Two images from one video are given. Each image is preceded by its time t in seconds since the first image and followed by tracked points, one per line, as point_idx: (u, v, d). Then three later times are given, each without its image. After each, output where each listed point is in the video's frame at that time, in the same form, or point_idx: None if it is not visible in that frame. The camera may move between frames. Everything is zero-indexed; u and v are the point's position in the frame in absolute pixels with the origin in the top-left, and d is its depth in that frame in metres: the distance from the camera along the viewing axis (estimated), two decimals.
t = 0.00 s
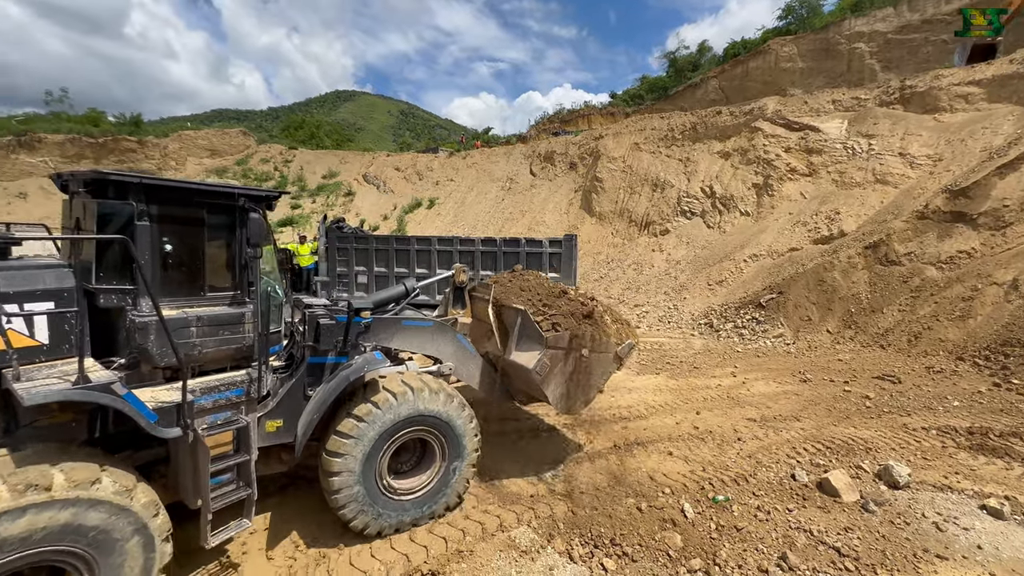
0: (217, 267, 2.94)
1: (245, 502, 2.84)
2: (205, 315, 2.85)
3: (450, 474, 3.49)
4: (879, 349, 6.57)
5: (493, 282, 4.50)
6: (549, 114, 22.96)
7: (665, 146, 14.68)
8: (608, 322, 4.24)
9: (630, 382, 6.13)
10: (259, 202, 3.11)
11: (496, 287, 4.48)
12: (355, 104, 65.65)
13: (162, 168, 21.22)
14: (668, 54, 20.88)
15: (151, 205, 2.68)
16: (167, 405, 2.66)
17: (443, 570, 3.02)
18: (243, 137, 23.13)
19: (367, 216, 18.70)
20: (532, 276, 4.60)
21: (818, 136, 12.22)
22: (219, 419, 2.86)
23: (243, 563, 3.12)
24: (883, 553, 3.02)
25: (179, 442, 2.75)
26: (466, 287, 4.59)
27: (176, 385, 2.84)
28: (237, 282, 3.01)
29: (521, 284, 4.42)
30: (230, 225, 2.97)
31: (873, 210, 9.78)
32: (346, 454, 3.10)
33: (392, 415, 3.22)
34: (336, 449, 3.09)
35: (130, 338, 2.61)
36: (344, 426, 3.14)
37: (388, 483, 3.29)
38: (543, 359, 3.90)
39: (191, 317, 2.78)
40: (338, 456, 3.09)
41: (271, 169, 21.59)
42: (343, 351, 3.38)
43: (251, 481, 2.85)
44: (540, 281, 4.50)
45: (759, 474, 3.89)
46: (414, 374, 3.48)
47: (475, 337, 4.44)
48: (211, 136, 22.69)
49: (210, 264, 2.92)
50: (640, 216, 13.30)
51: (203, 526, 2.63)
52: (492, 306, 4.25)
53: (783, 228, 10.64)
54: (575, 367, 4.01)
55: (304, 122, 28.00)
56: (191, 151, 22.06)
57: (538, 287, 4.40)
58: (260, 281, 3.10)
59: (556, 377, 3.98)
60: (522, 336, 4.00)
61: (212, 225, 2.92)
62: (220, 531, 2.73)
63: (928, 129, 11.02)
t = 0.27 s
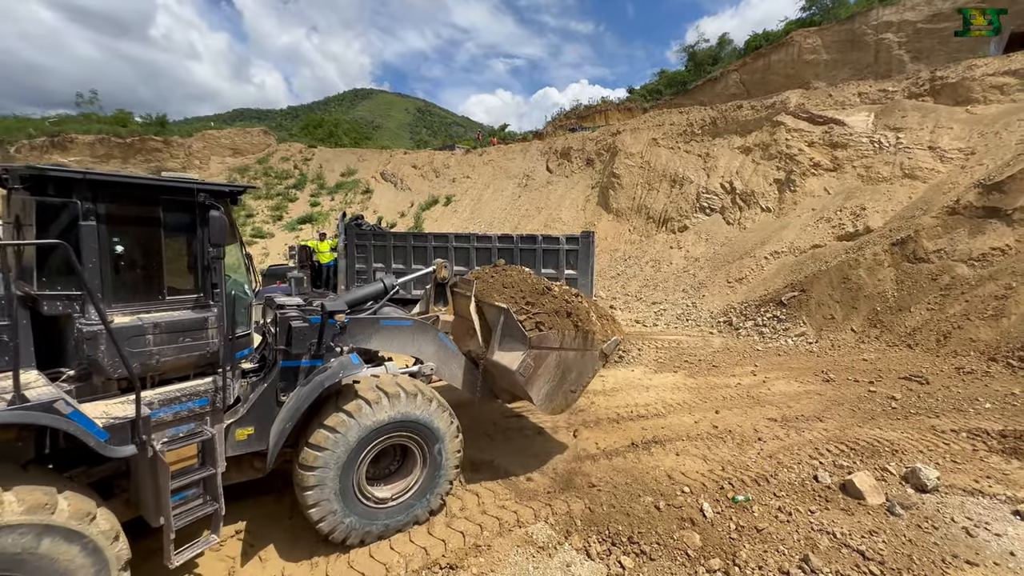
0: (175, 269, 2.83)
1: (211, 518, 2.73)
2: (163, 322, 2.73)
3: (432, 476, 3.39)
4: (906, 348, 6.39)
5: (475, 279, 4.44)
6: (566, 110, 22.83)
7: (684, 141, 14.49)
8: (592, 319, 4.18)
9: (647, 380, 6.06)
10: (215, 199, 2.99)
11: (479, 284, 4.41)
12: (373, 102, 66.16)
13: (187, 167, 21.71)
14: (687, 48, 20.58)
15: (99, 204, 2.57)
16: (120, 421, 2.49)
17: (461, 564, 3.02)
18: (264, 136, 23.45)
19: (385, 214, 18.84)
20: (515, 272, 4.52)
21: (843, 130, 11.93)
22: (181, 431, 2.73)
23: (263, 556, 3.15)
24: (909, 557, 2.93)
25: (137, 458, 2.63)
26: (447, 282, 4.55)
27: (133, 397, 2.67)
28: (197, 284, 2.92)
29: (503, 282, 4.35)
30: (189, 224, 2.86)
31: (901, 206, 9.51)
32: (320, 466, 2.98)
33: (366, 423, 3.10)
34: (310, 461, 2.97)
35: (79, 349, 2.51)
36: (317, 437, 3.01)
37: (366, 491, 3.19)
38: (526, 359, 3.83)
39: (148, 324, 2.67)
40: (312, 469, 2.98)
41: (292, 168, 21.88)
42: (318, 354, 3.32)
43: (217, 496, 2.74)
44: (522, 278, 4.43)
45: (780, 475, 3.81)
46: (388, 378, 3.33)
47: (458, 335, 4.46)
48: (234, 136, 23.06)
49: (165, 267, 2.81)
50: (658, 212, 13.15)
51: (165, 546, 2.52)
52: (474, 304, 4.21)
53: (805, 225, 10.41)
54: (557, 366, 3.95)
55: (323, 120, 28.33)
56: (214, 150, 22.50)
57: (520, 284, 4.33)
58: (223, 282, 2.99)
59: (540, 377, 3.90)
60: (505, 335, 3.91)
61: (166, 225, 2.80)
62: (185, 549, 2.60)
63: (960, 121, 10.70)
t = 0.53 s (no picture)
0: (119, 272, 2.62)
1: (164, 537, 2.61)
2: (105, 330, 2.52)
3: (407, 482, 3.20)
4: (928, 348, 6.24)
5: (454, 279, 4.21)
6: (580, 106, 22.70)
7: (699, 137, 14.31)
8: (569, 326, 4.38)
9: (662, 378, 6.00)
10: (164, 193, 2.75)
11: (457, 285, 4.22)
12: (387, 100, 66.51)
13: (206, 166, 22.05)
14: (703, 41, 20.29)
15: (27, 204, 2.32)
16: (54, 444, 2.33)
17: (474, 559, 3.03)
18: (280, 134, 23.63)
19: (398, 211, 18.96)
20: (492, 273, 4.76)
21: (863, 125, 11.69)
22: (128, 448, 2.57)
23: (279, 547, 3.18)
24: (930, 561, 2.86)
25: (80, 478, 2.45)
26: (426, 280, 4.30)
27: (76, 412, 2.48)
28: (147, 288, 2.70)
29: (481, 284, 4.46)
30: (135, 225, 2.63)
31: (924, 202, 9.30)
32: (280, 487, 2.79)
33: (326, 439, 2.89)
34: (269, 483, 2.78)
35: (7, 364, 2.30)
36: (275, 457, 2.81)
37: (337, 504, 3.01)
38: (505, 364, 3.63)
39: (87, 334, 2.47)
40: (272, 494, 2.79)
41: (307, 166, 22.10)
42: (283, 361, 3.16)
43: (171, 516, 2.61)
44: (499, 281, 4.56)
45: (796, 475, 3.74)
46: (349, 386, 3.09)
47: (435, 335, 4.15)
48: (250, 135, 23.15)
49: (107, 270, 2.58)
50: (672, 209, 13.01)
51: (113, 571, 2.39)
52: (452, 302, 3.95)
53: (824, 221, 10.22)
54: (539, 371, 3.77)
55: (338, 119, 28.55)
56: (232, 149, 22.80)
57: (496, 287, 4.46)
58: (175, 285, 2.76)
59: (519, 383, 3.72)
60: (484, 338, 3.74)
61: (105, 224, 2.55)
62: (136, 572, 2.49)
63: (987, 115, 10.42)
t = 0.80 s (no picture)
0: (53, 278, 2.31)
1: (99, 566, 2.34)
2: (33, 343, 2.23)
3: (370, 496, 2.98)
4: (943, 348, 6.15)
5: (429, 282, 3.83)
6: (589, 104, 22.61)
7: (709, 134, 14.19)
8: (556, 335, 3.92)
9: (671, 377, 5.96)
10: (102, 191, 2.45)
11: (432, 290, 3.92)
12: (396, 99, 66.71)
13: (217, 165, 22.26)
14: (713, 37, 20.09)
15: None
16: None
17: (483, 556, 3.03)
18: (290, 133, 23.73)
19: (407, 209, 19.03)
20: (473, 276, 4.33)
21: (877, 121, 11.53)
22: (56, 473, 2.27)
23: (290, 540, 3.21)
24: (944, 563, 2.82)
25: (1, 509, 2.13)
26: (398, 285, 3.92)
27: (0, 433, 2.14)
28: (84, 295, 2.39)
29: (458, 288, 4.09)
30: (69, 227, 2.33)
31: (939, 199, 9.16)
32: (223, 526, 2.55)
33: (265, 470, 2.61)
34: (211, 524, 2.55)
35: None
36: (213, 495, 2.57)
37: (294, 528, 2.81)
38: (478, 381, 3.32)
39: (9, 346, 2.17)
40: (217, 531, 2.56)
41: (317, 164, 22.22)
42: (236, 372, 2.87)
43: (106, 543, 2.35)
44: (480, 286, 4.16)
45: (807, 476, 3.70)
46: (290, 408, 2.78)
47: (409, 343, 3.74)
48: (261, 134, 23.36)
49: (35, 277, 2.28)
50: (682, 207, 12.92)
51: None
52: (426, 309, 3.62)
53: (836, 219, 10.10)
54: (515, 387, 3.47)
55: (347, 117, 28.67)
56: (242, 148, 22.97)
57: (476, 291, 4.06)
58: (114, 293, 2.48)
59: (494, 400, 3.42)
60: (458, 350, 3.45)
61: (31, 227, 2.26)
62: None
63: (1005, 110, 10.25)
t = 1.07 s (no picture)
0: None
1: None
2: None
3: (328, 517, 2.71)
4: (948, 347, 6.11)
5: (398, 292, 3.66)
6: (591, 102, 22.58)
7: (713, 133, 14.15)
8: (529, 347, 3.69)
9: (674, 376, 5.95)
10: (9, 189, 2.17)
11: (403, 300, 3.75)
12: (398, 98, 66.73)
13: (221, 164, 22.32)
14: (717, 35, 20.01)
15: None
16: None
17: (486, 554, 3.02)
18: (293, 133, 23.54)
19: (410, 208, 19.05)
20: (447, 286, 4.12)
21: (882, 119, 11.46)
22: None
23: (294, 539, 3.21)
24: (948, 563, 2.80)
25: None
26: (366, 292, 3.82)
27: None
28: None
29: (429, 297, 3.88)
30: None
31: (944, 198, 9.10)
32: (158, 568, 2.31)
33: (201, 502, 2.36)
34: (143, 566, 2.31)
35: None
36: (145, 535, 2.33)
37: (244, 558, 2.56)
38: (445, 397, 3.13)
39: None
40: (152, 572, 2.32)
41: (320, 163, 22.26)
42: (179, 389, 2.61)
43: None
44: (453, 297, 3.95)
45: (811, 475, 3.69)
46: (229, 433, 2.51)
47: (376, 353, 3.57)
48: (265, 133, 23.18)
49: None
50: (685, 206, 12.89)
51: None
52: (394, 320, 3.44)
53: (841, 218, 10.05)
54: (486, 403, 3.28)
55: (350, 116, 28.70)
56: (246, 147, 23.02)
57: (447, 303, 3.86)
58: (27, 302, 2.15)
59: (462, 417, 3.21)
60: (427, 362, 3.29)
61: None
62: None
63: (1011, 108, 10.19)
